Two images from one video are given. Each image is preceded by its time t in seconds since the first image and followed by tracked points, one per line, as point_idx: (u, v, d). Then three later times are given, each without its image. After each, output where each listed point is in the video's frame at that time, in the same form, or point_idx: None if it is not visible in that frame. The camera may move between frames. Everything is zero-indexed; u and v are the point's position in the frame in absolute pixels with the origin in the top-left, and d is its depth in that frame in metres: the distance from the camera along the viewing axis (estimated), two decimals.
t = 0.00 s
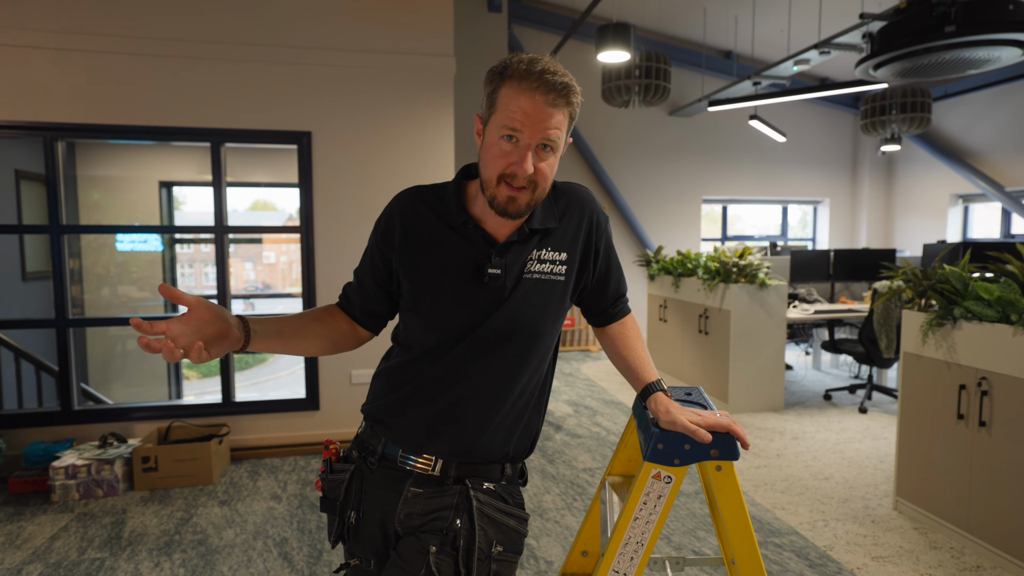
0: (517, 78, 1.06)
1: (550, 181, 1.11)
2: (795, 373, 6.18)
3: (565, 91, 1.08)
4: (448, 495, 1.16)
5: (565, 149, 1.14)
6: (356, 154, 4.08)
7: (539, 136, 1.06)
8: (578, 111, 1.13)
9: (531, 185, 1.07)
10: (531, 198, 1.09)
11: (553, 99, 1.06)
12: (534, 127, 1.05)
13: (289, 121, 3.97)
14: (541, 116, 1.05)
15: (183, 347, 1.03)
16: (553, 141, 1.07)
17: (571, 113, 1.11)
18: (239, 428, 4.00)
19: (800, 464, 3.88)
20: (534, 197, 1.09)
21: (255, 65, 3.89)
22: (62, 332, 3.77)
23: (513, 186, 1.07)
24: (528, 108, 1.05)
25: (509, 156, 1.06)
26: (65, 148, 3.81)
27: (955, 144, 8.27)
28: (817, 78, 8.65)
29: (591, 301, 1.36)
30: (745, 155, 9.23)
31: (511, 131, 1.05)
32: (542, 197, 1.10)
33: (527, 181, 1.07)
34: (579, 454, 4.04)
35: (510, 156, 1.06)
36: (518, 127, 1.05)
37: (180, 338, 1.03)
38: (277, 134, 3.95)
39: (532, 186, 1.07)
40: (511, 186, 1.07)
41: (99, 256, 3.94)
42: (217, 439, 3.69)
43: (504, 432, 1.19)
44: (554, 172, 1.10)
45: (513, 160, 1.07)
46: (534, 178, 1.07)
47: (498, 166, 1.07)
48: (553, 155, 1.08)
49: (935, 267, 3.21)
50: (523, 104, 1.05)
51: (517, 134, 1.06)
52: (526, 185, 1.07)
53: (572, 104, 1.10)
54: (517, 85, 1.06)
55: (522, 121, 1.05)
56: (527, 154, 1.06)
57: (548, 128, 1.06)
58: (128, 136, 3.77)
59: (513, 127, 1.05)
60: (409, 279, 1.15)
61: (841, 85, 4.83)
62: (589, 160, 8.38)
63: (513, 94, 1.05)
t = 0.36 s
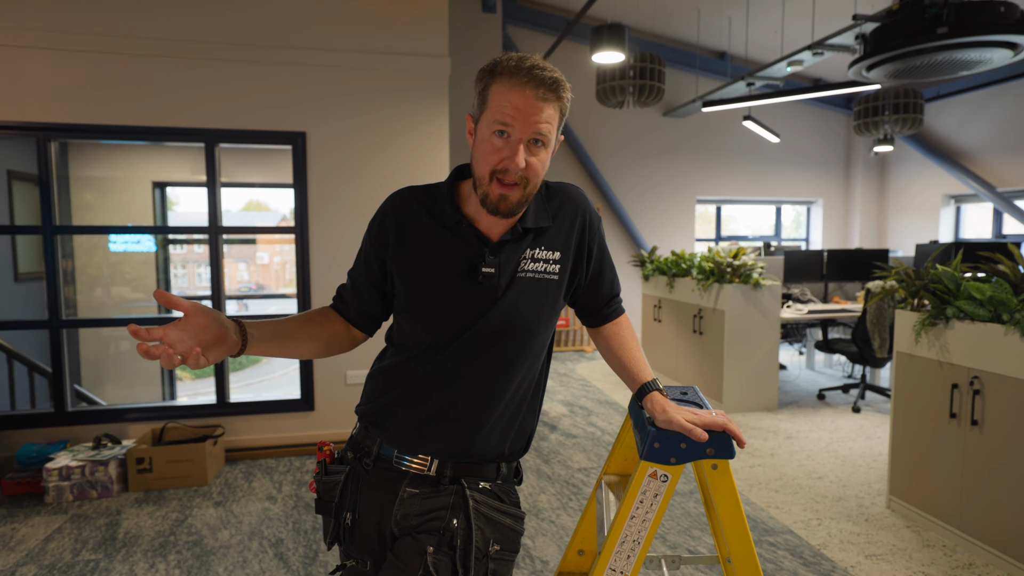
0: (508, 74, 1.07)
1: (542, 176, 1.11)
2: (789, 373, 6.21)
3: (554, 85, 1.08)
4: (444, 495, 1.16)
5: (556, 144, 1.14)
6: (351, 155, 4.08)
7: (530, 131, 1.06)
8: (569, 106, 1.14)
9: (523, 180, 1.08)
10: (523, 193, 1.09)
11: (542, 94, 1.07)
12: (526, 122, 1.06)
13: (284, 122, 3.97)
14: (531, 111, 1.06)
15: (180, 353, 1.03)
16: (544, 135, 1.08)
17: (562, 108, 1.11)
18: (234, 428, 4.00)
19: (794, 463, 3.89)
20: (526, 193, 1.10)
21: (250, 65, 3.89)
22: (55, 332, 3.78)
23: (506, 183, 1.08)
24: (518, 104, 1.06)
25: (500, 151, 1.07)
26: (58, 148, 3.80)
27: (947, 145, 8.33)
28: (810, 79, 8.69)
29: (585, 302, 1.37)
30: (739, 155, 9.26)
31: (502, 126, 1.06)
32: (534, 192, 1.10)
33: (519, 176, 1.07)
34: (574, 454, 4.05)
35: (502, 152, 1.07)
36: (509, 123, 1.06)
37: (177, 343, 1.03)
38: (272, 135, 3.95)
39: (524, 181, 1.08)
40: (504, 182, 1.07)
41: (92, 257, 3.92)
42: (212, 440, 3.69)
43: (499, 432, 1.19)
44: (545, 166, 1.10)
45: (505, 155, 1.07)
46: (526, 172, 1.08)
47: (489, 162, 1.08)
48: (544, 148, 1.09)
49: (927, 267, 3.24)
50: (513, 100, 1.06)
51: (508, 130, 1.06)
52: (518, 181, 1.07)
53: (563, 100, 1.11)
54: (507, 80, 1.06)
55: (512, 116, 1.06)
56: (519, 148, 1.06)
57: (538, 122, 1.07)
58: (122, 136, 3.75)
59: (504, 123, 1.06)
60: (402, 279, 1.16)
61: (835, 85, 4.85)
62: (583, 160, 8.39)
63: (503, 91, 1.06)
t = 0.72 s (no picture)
0: (463, 64, 1.08)
1: (510, 161, 1.10)
2: (784, 372, 6.23)
3: (512, 69, 1.09)
4: (434, 491, 1.17)
5: (521, 129, 1.14)
6: (346, 154, 4.08)
7: (491, 116, 1.07)
8: (529, 90, 1.14)
9: (491, 166, 1.08)
10: (492, 181, 1.09)
11: (500, 77, 1.08)
12: (486, 107, 1.06)
13: (280, 121, 3.96)
14: (491, 95, 1.06)
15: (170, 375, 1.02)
16: (506, 119, 1.08)
17: (522, 91, 1.12)
18: (229, 428, 3.99)
19: (788, 462, 3.91)
20: (495, 180, 1.10)
21: (245, 64, 3.88)
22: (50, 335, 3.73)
23: (474, 171, 1.08)
24: (476, 90, 1.06)
25: (464, 140, 1.07)
26: (53, 147, 3.79)
27: (940, 145, 8.36)
28: (805, 79, 8.71)
29: (567, 297, 1.35)
30: (734, 155, 9.27)
31: (463, 113, 1.06)
32: (504, 178, 1.10)
33: (486, 161, 1.07)
34: (569, 454, 4.05)
35: (466, 140, 1.07)
36: (470, 111, 1.06)
37: (166, 365, 1.02)
38: (267, 134, 3.94)
39: (491, 167, 1.08)
40: (471, 171, 1.08)
41: (86, 257, 3.91)
42: (207, 439, 3.69)
43: (488, 425, 1.18)
44: (513, 151, 1.10)
45: (469, 143, 1.07)
46: (492, 158, 1.07)
47: (455, 151, 1.08)
48: (508, 133, 1.08)
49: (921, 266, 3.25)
50: (472, 87, 1.06)
51: (470, 117, 1.07)
52: (485, 168, 1.07)
53: (521, 83, 1.11)
54: (464, 68, 1.07)
55: (473, 102, 1.06)
56: (482, 134, 1.06)
57: (499, 106, 1.07)
58: (116, 136, 3.74)
59: (465, 110, 1.06)
60: (379, 278, 1.17)
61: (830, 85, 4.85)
62: (579, 160, 8.40)
63: (461, 79, 1.07)
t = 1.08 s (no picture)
0: (419, 62, 1.14)
1: (470, 151, 1.17)
2: (780, 372, 6.23)
3: (464, 62, 1.15)
4: (413, 488, 1.19)
5: (478, 122, 1.20)
6: (343, 154, 4.08)
7: (450, 108, 1.13)
8: (482, 83, 1.20)
9: (452, 157, 1.13)
10: (455, 171, 1.14)
11: (454, 72, 1.14)
12: (444, 100, 1.12)
13: (277, 121, 3.97)
14: (447, 89, 1.12)
15: (168, 379, 1.04)
16: (464, 111, 1.14)
17: (476, 85, 1.18)
18: (226, 428, 4.00)
19: (785, 462, 3.91)
20: (458, 171, 1.15)
21: (242, 65, 3.89)
22: (47, 333, 3.81)
23: (436, 163, 1.13)
24: (433, 84, 1.12)
25: (426, 133, 1.13)
26: (49, 147, 3.80)
27: (936, 145, 8.37)
28: (801, 79, 8.72)
29: (557, 289, 1.32)
30: (730, 155, 9.28)
31: (423, 108, 1.12)
32: (466, 168, 1.15)
33: (448, 153, 1.12)
34: (566, 453, 4.05)
35: (428, 134, 1.13)
36: (429, 104, 1.12)
37: (165, 367, 1.04)
38: (264, 134, 3.95)
39: (453, 158, 1.13)
40: (435, 162, 1.13)
41: (83, 256, 3.91)
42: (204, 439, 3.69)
43: (464, 420, 1.19)
44: (471, 140, 1.16)
45: (431, 136, 1.12)
46: (453, 149, 1.13)
47: (418, 146, 1.13)
48: (466, 123, 1.14)
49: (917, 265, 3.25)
50: (428, 82, 1.12)
51: (429, 112, 1.12)
52: (447, 159, 1.13)
53: (475, 76, 1.18)
54: (419, 65, 1.13)
55: (431, 96, 1.12)
56: (442, 126, 1.12)
57: (456, 99, 1.13)
58: (113, 136, 3.75)
59: (423, 105, 1.12)
60: (348, 275, 1.23)
61: (826, 85, 4.85)
62: (575, 160, 8.41)
63: (417, 76, 1.13)
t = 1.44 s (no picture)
0: (418, 62, 1.14)
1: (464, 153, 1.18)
2: (778, 372, 6.23)
3: (462, 68, 1.17)
4: (400, 485, 1.19)
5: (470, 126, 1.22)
6: (342, 154, 4.09)
7: (449, 109, 1.13)
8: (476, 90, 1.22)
9: (449, 156, 1.14)
10: (450, 169, 1.15)
11: (453, 76, 1.15)
12: (443, 101, 1.12)
13: (275, 122, 3.97)
14: (446, 90, 1.13)
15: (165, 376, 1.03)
16: (461, 113, 1.15)
17: (472, 90, 1.20)
18: (225, 428, 4.00)
19: (784, 462, 3.90)
20: (453, 170, 1.16)
21: (241, 65, 3.89)
22: (45, 333, 3.83)
23: (432, 159, 1.13)
24: (434, 85, 1.12)
25: (424, 131, 1.12)
26: (48, 148, 3.80)
27: (934, 145, 8.36)
28: (799, 78, 8.72)
29: (547, 281, 1.29)
30: (727, 155, 9.28)
31: (424, 107, 1.12)
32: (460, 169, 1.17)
33: (446, 152, 1.13)
34: (564, 453, 4.05)
35: (426, 132, 1.12)
36: (429, 104, 1.12)
37: (162, 364, 1.03)
38: (263, 134, 3.95)
39: (450, 156, 1.14)
40: (432, 159, 1.13)
41: (81, 256, 3.92)
42: (203, 440, 3.69)
43: (451, 418, 1.20)
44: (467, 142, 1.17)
45: (429, 134, 1.13)
46: (450, 149, 1.14)
47: (415, 144, 1.13)
48: (463, 126, 1.15)
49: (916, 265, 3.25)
50: (429, 82, 1.13)
51: (429, 111, 1.12)
52: (444, 157, 1.13)
53: (471, 82, 1.19)
54: (419, 65, 1.13)
55: (431, 96, 1.12)
56: (441, 126, 1.12)
57: (454, 101, 1.14)
58: (112, 136, 3.75)
59: (424, 104, 1.12)
60: (334, 275, 1.25)
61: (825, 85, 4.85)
62: (573, 160, 8.41)
63: (417, 75, 1.13)
